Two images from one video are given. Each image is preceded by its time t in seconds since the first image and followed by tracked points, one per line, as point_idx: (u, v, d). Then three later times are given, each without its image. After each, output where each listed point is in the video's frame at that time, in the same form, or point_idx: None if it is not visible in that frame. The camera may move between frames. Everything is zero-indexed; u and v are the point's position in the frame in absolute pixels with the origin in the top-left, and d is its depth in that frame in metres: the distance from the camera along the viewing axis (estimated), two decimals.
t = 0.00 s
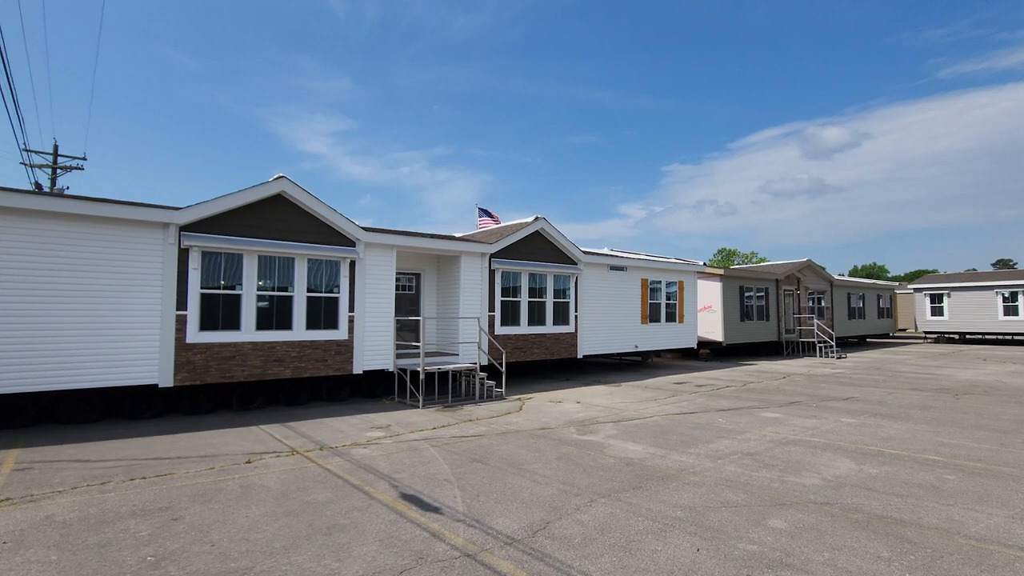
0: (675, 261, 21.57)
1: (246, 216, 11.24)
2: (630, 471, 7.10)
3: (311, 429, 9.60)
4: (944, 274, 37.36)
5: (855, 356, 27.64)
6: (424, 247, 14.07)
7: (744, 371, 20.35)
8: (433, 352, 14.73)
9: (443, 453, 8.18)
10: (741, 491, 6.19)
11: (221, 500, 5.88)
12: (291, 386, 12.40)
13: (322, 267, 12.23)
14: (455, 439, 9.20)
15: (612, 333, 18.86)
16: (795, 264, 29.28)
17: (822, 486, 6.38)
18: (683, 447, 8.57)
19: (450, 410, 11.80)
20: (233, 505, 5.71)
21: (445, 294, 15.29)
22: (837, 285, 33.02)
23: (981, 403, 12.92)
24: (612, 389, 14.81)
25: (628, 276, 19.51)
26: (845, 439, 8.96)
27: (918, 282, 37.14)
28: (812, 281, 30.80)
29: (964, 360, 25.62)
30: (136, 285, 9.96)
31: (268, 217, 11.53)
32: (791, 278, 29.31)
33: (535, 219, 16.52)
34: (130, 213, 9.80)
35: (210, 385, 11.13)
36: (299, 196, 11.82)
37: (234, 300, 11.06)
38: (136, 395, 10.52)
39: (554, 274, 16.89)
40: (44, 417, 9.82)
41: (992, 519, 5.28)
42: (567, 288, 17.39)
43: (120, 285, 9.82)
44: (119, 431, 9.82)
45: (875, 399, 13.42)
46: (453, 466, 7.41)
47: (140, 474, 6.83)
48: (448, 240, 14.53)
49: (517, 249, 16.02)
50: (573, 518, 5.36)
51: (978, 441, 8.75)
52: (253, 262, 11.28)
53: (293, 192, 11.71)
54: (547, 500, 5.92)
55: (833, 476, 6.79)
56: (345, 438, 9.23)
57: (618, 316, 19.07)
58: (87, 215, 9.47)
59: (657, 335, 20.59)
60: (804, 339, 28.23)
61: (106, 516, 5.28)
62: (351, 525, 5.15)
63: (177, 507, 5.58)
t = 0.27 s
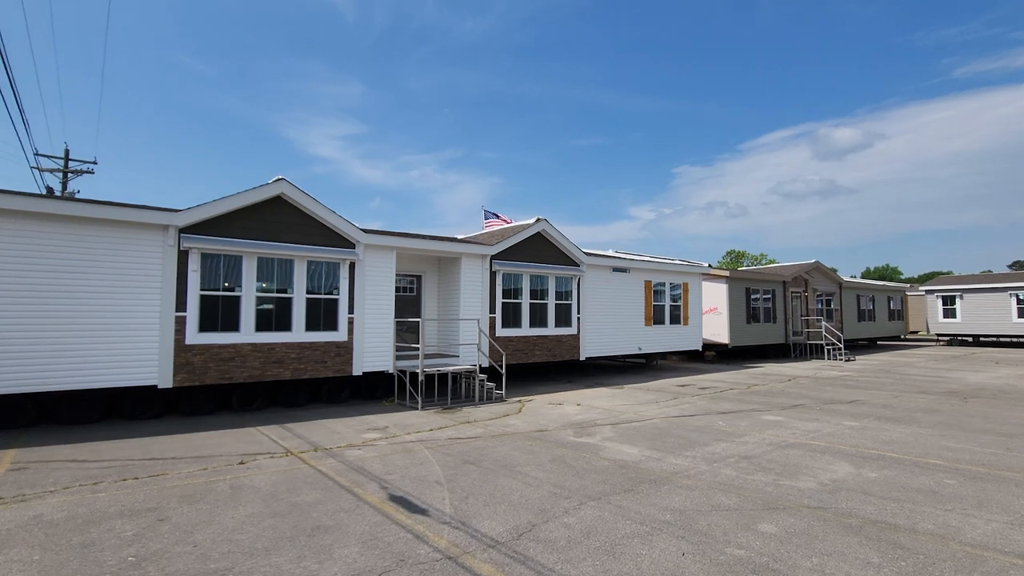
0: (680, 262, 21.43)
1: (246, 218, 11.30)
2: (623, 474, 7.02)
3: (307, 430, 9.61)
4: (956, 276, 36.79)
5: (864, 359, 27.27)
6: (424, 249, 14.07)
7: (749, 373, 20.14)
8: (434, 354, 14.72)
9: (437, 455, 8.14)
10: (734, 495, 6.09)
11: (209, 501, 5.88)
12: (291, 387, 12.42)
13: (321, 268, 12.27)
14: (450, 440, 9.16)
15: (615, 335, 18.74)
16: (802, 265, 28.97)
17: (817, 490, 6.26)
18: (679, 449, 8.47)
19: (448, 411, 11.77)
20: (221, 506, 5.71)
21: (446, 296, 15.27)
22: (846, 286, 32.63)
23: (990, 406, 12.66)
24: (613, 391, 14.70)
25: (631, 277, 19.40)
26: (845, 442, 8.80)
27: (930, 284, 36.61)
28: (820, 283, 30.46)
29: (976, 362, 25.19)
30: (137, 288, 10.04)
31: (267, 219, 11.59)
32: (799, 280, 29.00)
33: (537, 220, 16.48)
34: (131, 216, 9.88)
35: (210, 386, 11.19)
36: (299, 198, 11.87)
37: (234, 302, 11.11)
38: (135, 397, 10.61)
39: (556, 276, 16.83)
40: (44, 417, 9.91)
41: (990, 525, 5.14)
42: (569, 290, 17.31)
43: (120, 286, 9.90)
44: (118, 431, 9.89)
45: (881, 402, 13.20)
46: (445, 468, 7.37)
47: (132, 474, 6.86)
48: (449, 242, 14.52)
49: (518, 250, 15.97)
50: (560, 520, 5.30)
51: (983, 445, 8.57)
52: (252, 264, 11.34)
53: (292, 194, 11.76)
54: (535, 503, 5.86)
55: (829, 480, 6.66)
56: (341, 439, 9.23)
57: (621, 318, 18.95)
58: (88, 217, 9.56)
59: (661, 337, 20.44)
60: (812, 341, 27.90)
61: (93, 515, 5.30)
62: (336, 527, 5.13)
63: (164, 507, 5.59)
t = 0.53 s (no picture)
0: (684, 264, 21.27)
1: (245, 221, 11.37)
2: (616, 478, 6.95)
3: (304, 432, 9.64)
4: (970, 277, 36.20)
5: (874, 362, 26.90)
6: (424, 251, 14.07)
7: (755, 376, 19.94)
8: (435, 356, 14.73)
9: (430, 457, 8.13)
10: (725, 499, 6.01)
11: (198, 502, 5.90)
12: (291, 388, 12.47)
13: (321, 271, 12.33)
14: (446, 443, 9.14)
15: (619, 337, 18.65)
16: (811, 267, 28.66)
17: (811, 495, 6.15)
18: (675, 453, 8.38)
19: (447, 413, 11.75)
20: (209, 507, 5.73)
21: (447, 298, 15.28)
22: (856, 288, 32.23)
23: (999, 410, 12.41)
24: (615, 394, 14.62)
25: (634, 279, 19.29)
26: (846, 446, 8.67)
27: (942, 286, 36.04)
28: (829, 284, 30.11)
29: (989, 365, 24.73)
30: (137, 290, 10.14)
31: (267, 221, 11.66)
32: (807, 282, 28.69)
33: (538, 222, 16.44)
34: (131, 219, 9.99)
35: (210, 388, 11.27)
36: (298, 200, 11.92)
37: (234, 304, 11.18)
38: (136, 399, 10.70)
39: (558, 278, 16.78)
40: (46, 417, 10.03)
41: (986, 531, 5.02)
42: (572, 292, 17.24)
43: (120, 288, 10.00)
44: (118, 432, 9.97)
45: (886, 405, 12.99)
46: (437, 470, 7.35)
47: (126, 475, 6.91)
48: (449, 244, 14.53)
49: (519, 252, 15.94)
50: (545, 524, 5.25)
51: (987, 450, 8.39)
52: (252, 266, 11.41)
53: (292, 196, 11.82)
54: (523, 506, 5.82)
55: (825, 485, 6.54)
56: (337, 441, 9.25)
57: (624, 320, 18.85)
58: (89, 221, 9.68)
59: (665, 339, 20.31)
60: (820, 344, 27.58)
61: (82, 516, 5.33)
62: (320, 529, 5.12)
63: (152, 508, 5.62)
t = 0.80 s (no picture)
0: (690, 266, 21.13)
1: (247, 224, 11.46)
2: (609, 482, 6.90)
3: (303, 434, 9.68)
4: (984, 278, 35.56)
5: (884, 365, 26.52)
6: (425, 253, 14.09)
7: (761, 379, 19.73)
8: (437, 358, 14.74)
9: (425, 460, 8.12)
10: (717, 505, 5.94)
11: (190, 503, 5.94)
12: (293, 390, 12.54)
13: (322, 273, 12.39)
14: (443, 445, 9.14)
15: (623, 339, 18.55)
16: (820, 268, 28.34)
17: (806, 501, 6.06)
18: (672, 457, 8.30)
19: (447, 416, 11.74)
20: (200, 509, 5.77)
21: (449, 300, 15.29)
22: (867, 290, 31.81)
23: (1009, 415, 12.16)
24: (617, 397, 14.54)
25: (639, 281, 19.19)
26: (847, 451, 8.53)
27: (956, 288, 35.44)
28: (839, 286, 29.75)
29: (1003, 369, 24.27)
30: (139, 292, 10.26)
31: (269, 225, 11.74)
32: (816, 283, 28.37)
33: (541, 224, 16.41)
34: (133, 222, 10.11)
35: (212, 390, 11.37)
36: (299, 204, 12.00)
37: (235, 307, 11.27)
38: (139, 400, 10.81)
39: (561, 280, 16.73)
40: (51, 419, 10.15)
41: (982, 540, 4.91)
42: (575, 294, 17.18)
43: (123, 290, 10.11)
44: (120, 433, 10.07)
45: (892, 409, 12.79)
46: (431, 473, 7.34)
47: (123, 476, 6.97)
48: (451, 246, 14.54)
49: (522, 254, 15.91)
50: (533, 529, 5.22)
51: (992, 456, 8.22)
52: (254, 269, 11.50)
53: (293, 200, 11.89)
54: (512, 510, 5.79)
55: (821, 491, 6.44)
56: (334, 443, 9.27)
57: (629, 322, 18.75)
58: (92, 224, 9.81)
59: (670, 342, 20.17)
60: (830, 346, 27.25)
61: (74, 517, 5.38)
62: (307, 532, 5.13)
63: (144, 509, 5.67)
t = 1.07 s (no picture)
0: (696, 267, 20.96)
1: (249, 226, 11.55)
2: (603, 483, 6.83)
3: (302, 434, 9.72)
4: (1000, 279, 34.90)
5: (896, 367, 26.09)
6: (427, 254, 14.10)
7: (768, 381, 19.50)
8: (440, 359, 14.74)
9: (421, 461, 8.11)
10: (711, 507, 5.85)
11: (183, 502, 5.97)
12: (295, 391, 12.60)
13: (324, 274, 12.46)
14: (440, 446, 9.12)
15: (627, 341, 18.43)
16: (830, 269, 27.98)
17: (802, 504, 5.95)
18: (670, 458, 8.21)
19: (447, 416, 11.73)
20: (192, 507, 5.79)
21: (452, 301, 15.29)
22: (878, 291, 31.33)
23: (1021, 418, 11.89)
24: (620, 398, 14.43)
25: (644, 282, 19.06)
26: (849, 454, 8.38)
27: (971, 289, 34.81)
28: (850, 287, 29.34)
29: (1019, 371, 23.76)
30: (142, 293, 10.37)
31: (271, 226, 11.82)
32: (826, 284, 28.01)
33: (544, 225, 16.36)
34: (136, 224, 10.22)
35: (215, 390, 11.45)
36: (301, 205, 12.06)
37: (237, 307, 11.35)
38: (142, 400, 10.92)
39: (564, 281, 16.66)
40: (56, 418, 10.28)
41: (980, 544, 4.79)
42: (578, 294, 17.10)
43: (126, 291, 10.22)
44: (123, 432, 10.17)
45: (900, 412, 12.56)
46: (425, 474, 7.32)
47: (120, 474, 7.03)
48: (453, 247, 14.54)
49: (524, 255, 15.87)
50: (521, 529, 5.18)
51: (999, 459, 8.03)
52: (256, 270, 11.58)
53: (294, 201, 11.97)
54: (502, 511, 5.75)
55: (819, 493, 6.33)
56: (333, 443, 9.29)
57: (633, 323, 18.62)
58: (96, 226, 9.94)
59: (676, 343, 20.01)
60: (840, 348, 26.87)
61: (67, 515, 5.43)
62: (295, 531, 5.13)
63: (137, 507, 5.70)
